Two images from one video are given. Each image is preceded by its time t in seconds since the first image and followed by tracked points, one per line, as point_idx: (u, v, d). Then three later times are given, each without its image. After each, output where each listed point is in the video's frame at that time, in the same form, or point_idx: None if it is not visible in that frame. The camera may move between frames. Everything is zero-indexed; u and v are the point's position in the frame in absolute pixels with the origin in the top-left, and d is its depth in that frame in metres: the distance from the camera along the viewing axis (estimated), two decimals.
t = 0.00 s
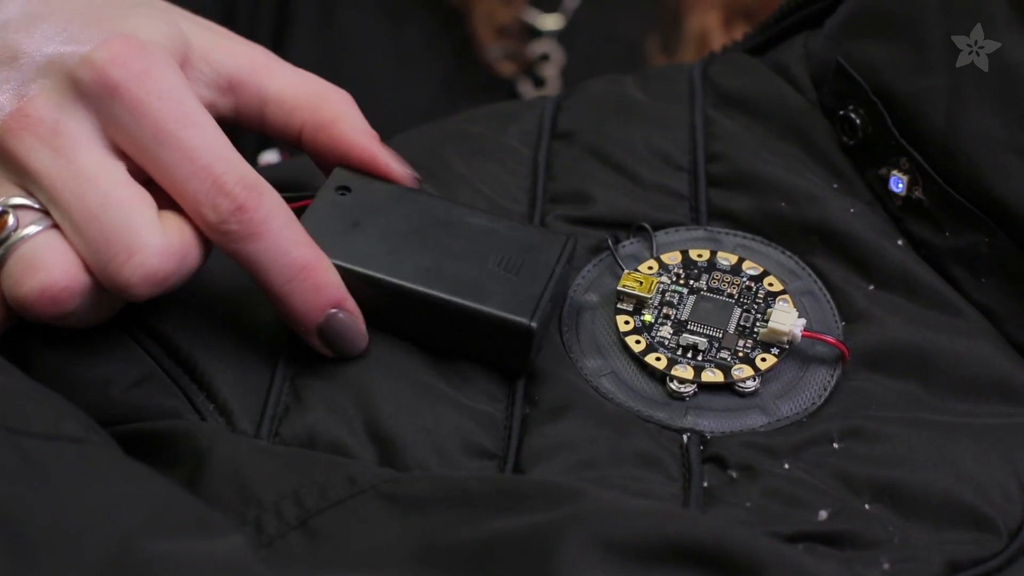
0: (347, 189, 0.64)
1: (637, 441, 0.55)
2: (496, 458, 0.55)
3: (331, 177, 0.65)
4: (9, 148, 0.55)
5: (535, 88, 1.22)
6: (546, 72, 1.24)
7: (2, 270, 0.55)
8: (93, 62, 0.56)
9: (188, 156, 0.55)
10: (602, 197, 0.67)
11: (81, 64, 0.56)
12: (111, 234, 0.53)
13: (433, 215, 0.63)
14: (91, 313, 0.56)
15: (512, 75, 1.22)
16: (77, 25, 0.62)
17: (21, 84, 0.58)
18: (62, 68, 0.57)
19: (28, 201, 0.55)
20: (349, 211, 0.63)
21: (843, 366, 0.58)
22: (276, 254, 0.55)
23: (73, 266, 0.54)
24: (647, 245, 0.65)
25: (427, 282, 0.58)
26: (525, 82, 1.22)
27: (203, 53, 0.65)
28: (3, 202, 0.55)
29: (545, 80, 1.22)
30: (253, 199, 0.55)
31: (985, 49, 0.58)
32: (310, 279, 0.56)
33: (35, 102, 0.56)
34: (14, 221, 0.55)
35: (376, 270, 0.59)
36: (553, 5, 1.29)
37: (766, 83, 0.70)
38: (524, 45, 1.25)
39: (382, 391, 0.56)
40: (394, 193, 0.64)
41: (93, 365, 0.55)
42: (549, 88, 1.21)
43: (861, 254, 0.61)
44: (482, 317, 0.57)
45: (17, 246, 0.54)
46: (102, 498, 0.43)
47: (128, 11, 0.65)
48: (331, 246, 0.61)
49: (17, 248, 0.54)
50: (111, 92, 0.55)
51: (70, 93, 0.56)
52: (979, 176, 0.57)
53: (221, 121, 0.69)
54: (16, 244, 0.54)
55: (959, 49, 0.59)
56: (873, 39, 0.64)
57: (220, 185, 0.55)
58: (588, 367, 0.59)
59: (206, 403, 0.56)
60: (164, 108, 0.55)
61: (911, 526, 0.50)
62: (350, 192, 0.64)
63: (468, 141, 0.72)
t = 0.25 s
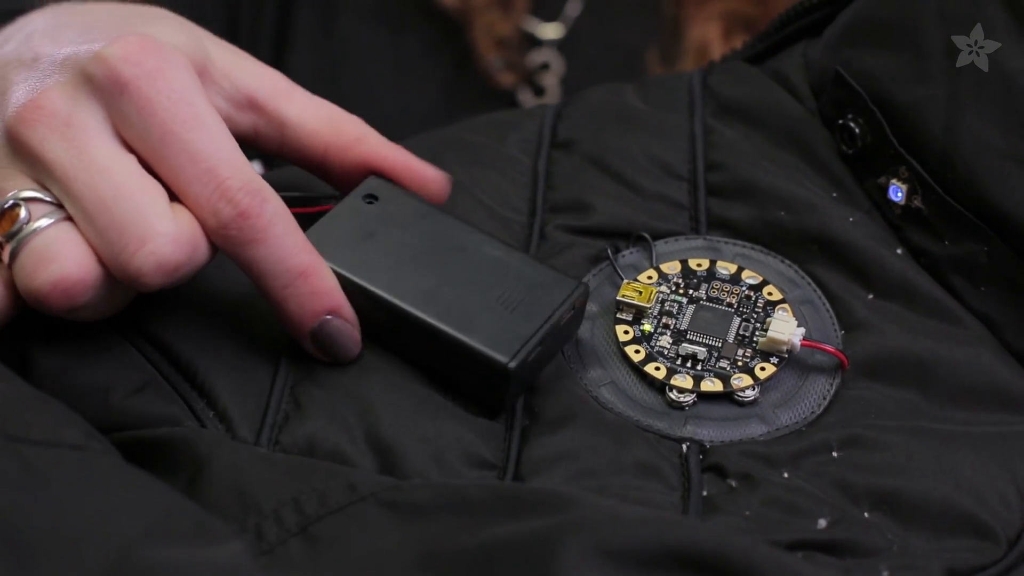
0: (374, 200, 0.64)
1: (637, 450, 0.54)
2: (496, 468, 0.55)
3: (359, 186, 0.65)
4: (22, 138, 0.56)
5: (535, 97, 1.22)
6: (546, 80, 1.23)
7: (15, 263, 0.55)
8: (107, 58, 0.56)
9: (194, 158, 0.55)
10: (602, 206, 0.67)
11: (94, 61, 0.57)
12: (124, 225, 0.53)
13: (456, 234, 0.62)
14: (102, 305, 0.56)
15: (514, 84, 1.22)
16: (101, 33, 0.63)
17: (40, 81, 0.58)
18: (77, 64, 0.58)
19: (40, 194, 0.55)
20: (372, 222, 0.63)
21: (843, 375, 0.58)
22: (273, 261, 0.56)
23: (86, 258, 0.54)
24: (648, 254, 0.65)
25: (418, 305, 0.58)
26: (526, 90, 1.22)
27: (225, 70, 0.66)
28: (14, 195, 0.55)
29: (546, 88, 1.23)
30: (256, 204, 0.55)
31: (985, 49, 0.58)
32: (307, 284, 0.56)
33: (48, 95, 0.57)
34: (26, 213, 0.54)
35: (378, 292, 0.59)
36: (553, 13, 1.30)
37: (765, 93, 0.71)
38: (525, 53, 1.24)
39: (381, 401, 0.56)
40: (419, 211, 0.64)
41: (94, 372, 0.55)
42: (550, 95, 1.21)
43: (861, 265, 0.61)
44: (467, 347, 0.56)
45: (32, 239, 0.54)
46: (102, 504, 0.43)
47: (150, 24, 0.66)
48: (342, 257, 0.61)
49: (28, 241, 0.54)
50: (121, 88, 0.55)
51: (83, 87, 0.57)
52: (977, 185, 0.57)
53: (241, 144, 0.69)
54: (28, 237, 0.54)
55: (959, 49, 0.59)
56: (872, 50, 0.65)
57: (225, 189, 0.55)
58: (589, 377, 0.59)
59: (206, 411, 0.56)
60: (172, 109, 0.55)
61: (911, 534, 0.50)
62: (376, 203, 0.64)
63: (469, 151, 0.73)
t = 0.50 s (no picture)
0: (375, 206, 0.64)
1: (637, 454, 0.54)
2: (496, 472, 0.55)
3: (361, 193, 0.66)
4: (34, 140, 0.56)
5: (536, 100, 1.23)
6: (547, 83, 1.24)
7: (32, 272, 0.55)
8: (115, 61, 0.56)
9: (203, 163, 0.55)
10: (602, 211, 0.67)
11: (102, 63, 0.57)
12: (141, 230, 0.53)
13: (456, 237, 0.63)
14: (119, 309, 0.56)
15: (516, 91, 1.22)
16: (109, 35, 0.64)
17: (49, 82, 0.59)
18: (86, 66, 0.58)
19: (56, 201, 0.55)
20: (374, 226, 0.63)
21: (842, 379, 0.58)
22: (281, 266, 0.56)
23: (104, 264, 0.55)
24: (647, 259, 0.65)
25: (431, 304, 0.58)
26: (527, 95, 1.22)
27: (230, 70, 0.67)
28: (29, 203, 0.55)
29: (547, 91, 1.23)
30: (263, 210, 0.55)
31: (986, 49, 0.58)
32: (314, 289, 0.56)
33: (57, 98, 0.57)
34: (43, 221, 0.55)
35: (389, 289, 0.59)
36: (554, 13, 1.26)
37: (764, 100, 0.71)
38: (527, 55, 1.24)
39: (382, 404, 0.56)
40: (420, 215, 0.64)
41: (94, 374, 0.55)
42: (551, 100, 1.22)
43: (860, 270, 0.61)
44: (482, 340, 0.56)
45: (49, 246, 0.54)
46: (101, 505, 0.43)
47: (156, 26, 0.67)
48: (349, 259, 0.61)
49: (47, 249, 0.54)
50: (130, 91, 0.56)
51: (93, 89, 0.57)
52: (976, 189, 0.58)
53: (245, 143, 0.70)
54: (46, 244, 0.54)
55: (959, 49, 0.60)
56: (871, 55, 0.65)
57: (233, 195, 0.55)
58: (590, 382, 0.59)
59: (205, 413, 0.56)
60: (179, 113, 0.55)
61: (911, 538, 0.50)
62: (378, 208, 0.64)
63: (469, 156, 0.73)
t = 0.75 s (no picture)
0: (374, 207, 0.64)
1: (637, 455, 0.54)
2: (496, 473, 0.55)
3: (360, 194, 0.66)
4: (32, 145, 0.56)
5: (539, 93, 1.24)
6: (549, 75, 1.24)
7: (33, 279, 0.55)
8: (113, 65, 0.56)
9: (201, 167, 0.55)
10: (602, 212, 0.67)
11: (101, 68, 0.57)
12: (142, 235, 0.54)
13: (456, 238, 0.62)
14: (119, 314, 0.56)
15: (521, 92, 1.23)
16: (105, 40, 0.64)
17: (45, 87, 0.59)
18: (83, 70, 0.58)
19: (55, 208, 0.55)
20: (373, 228, 0.63)
21: (842, 379, 0.58)
22: (277, 269, 0.56)
23: (104, 269, 0.55)
24: (647, 260, 0.65)
25: (429, 307, 0.58)
26: (530, 92, 1.24)
27: (227, 74, 0.67)
28: (27, 210, 0.55)
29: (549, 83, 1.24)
30: (260, 214, 0.55)
31: (985, 49, 0.58)
32: (311, 292, 0.57)
33: (53, 103, 0.57)
34: (43, 228, 0.55)
35: (385, 293, 0.59)
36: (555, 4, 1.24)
37: (763, 101, 0.71)
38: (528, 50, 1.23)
39: (381, 405, 0.56)
40: (419, 217, 0.64)
41: (94, 377, 0.55)
42: (554, 94, 1.23)
43: (860, 270, 0.61)
44: (479, 346, 0.56)
45: (49, 253, 0.54)
46: (101, 507, 0.43)
47: (154, 31, 0.67)
48: (347, 261, 0.61)
49: (48, 256, 0.54)
50: (128, 95, 0.56)
51: (90, 93, 0.57)
52: (976, 189, 0.57)
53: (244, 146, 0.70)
54: (47, 252, 0.54)
55: (959, 49, 0.59)
56: (870, 56, 0.65)
57: (230, 199, 0.55)
58: (590, 382, 0.60)
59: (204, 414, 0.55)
60: (177, 117, 0.55)
61: (911, 539, 0.50)
62: (378, 209, 0.64)
63: (469, 157, 0.73)
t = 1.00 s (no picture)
0: (374, 205, 0.64)
1: (637, 455, 0.54)
2: (495, 473, 0.55)
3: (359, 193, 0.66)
4: (30, 146, 0.56)
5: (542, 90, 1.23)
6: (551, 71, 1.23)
7: (33, 280, 0.55)
8: (111, 65, 0.56)
9: (199, 167, 0.55)
10: (602, 212, 0.67)
11: (98, 68, 0.57)
12: (141, 235, 0.54)
13: (455, 237, 0.63)
14: (119, 314, 0.56)
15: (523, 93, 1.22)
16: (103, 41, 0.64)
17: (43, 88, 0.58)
18: (80, 71, 0.58)
19: (55, 209, 0.55)
20: (373, 227, 0.63)
21: (842, 379, 0.58)
22: (275, 269, 0.56)
23: (104, 269, 0.55)
24: (646, 260, 0.65)
25: (428, 307, 0.58)
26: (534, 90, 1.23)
27: (226, 75, 0.67)
28: (26, 211, 0.55)
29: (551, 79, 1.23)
30: (258, 212, 0.55)
31: (985, 49, 0.58)
32: (309, 292, 0.57)
33: (51, 103, 0.57)
34: (42, 229, 0.55)
35: (384, 292, 0.59)
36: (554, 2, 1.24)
37: (763, 102, 0.71)
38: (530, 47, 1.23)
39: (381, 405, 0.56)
40: (419, 216, 0.64)
41: (94, 378, 0.55)
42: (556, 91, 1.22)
43: (860, 270, 0.61)
44: (478, 346, 0.56)
45: (49, 254, 0.54)
46: (100, 507, 0.43)
47: (153, 32, 0.67)
48: (346, 259, 0.61)
49: (47, 257, 0.54)
50: (125, 95, 0.56)
51: (88, 93, 0.57)
52: (976, 189, 0.57)
53: (242, 146, 0.70)
54: (46, 253, 0.54)
55: (959, 49, 0.59)
56: (870, 57, 0.65)
57: (227, 198, 0.55)
58: (590, 383, 0.60)
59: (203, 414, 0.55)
60: (174, 117, 0.55)
61: (911, 539, 0.50)
62: (377, 208, 0.64)
63: (469, 158, 0.73)
